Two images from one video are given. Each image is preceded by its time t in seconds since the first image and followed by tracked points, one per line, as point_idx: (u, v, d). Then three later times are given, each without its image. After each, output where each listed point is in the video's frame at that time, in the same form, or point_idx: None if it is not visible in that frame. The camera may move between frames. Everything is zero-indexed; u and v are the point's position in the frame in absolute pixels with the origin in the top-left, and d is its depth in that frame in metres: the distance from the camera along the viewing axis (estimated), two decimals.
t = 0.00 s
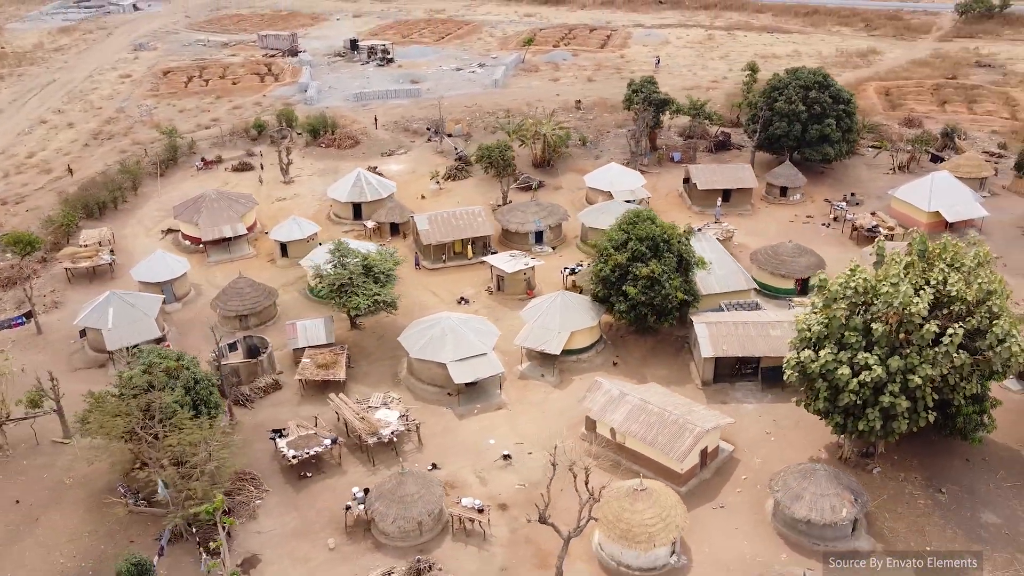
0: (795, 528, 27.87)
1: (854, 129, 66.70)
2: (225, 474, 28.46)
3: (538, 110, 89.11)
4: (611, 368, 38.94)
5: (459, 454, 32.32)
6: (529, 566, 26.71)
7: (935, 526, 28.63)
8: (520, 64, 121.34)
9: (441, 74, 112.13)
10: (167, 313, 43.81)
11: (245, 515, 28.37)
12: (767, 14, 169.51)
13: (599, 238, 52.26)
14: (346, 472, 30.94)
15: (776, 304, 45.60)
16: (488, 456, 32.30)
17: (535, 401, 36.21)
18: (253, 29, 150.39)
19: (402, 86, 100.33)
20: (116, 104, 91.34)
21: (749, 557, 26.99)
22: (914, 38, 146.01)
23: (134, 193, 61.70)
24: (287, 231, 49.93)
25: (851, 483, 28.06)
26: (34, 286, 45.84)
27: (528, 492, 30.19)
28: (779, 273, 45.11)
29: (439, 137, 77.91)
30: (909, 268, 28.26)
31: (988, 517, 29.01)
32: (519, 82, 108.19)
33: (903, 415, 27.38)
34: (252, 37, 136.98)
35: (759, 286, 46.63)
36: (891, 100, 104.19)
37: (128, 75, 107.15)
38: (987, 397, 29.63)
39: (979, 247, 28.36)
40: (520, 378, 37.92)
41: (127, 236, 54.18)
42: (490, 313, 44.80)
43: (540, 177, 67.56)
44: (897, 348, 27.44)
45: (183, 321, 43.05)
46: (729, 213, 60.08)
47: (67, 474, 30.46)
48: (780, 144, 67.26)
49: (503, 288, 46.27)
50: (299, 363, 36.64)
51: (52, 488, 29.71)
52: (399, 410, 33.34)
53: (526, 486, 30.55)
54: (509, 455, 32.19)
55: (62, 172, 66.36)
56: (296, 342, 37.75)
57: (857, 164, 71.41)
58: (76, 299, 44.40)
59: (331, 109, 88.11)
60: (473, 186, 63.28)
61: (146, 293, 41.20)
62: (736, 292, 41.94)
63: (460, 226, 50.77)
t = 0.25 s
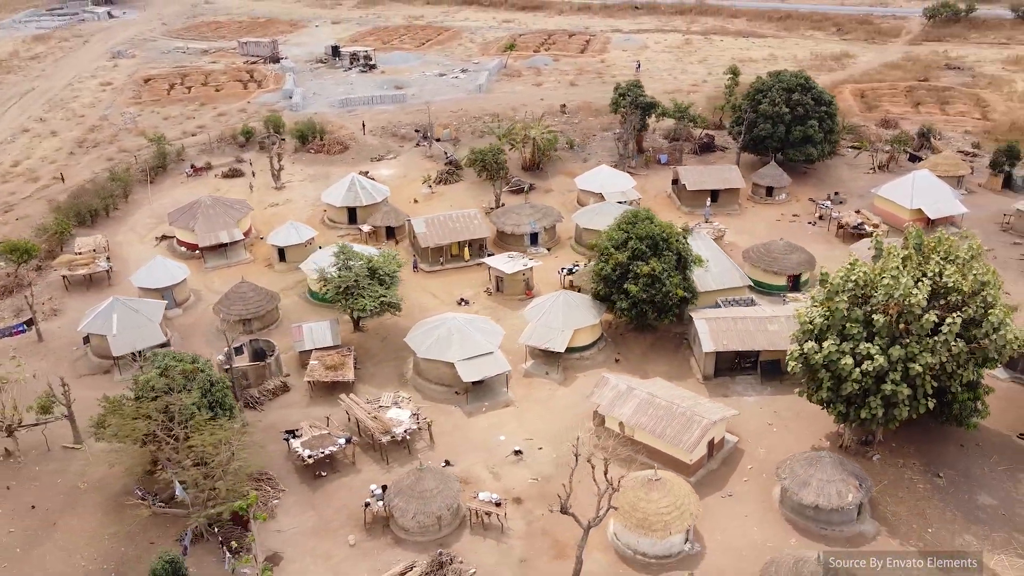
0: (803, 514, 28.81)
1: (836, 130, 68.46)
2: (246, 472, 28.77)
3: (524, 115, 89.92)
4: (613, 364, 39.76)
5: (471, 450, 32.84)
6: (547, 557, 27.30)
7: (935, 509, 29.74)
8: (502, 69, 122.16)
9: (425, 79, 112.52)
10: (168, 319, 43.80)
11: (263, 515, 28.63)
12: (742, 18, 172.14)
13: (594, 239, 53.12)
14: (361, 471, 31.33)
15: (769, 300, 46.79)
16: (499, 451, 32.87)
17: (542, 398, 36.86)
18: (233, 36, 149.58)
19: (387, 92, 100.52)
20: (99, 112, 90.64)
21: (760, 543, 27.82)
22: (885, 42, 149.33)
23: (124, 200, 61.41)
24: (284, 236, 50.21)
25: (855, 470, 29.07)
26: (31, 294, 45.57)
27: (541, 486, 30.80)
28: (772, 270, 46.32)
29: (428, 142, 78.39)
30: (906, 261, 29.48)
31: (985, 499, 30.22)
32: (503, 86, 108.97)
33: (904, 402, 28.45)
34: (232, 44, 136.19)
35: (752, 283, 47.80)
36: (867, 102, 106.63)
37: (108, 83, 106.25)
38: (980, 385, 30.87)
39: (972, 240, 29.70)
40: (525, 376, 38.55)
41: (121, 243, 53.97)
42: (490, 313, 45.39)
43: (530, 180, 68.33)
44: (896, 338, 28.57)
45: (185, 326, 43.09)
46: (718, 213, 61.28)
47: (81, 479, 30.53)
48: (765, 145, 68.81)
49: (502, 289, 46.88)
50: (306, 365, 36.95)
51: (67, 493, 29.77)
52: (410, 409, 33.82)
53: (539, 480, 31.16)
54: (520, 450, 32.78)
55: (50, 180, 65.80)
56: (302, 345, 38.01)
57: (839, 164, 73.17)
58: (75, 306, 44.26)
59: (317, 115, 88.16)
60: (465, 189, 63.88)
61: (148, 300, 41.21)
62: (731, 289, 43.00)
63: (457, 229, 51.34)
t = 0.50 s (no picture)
0: (810, 501, 29.75)
1: (818, 132, 70.16)
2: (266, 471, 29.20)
3: (511, 119, 90.69)
4: (615, 361, 40.58)
5: (482, 447, 33.40)
6: (564, 548, 27.92)
7: (935, 493, 30.87)
8: (485, 75, 122.93)
9: (409, 85, 112.92)
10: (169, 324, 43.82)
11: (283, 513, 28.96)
12: (718, 23, 174.76)
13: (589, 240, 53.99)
14: (376, 469, 31.77)
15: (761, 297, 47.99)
16: (510, 448, 33.47)
17: (548, 395, 37.54)
18: (212, 44, 148.70)
19: (373, 98, 100.69)
20: (83, 120, 89.92)
21: (769, 529, 28.69)
22: (858, 46, 152.58)
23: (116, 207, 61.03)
24: (282, 240, 50.39)
25: (858, 457, 30.08)
26: (29, 301, 45.33)
27: (554, 480, 31.46)
28: (765, 267, 47.50)
29: (417, 147, 78.81)
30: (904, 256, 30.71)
31: (981, 482, 31.42)
32: (487, 92, 109.72)
33: (904, 391, 29.51)
34: (213, 52, 135.41)
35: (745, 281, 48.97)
36: (844, 104, 108.93)
37: (90, 91, 105.30)
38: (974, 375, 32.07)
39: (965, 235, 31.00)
40: (530, 374, 39.22)
41: (116, 250, 53.77)
42: (492, 313, 46.01)
43: (521, 183, 69.07)
44: (896, 329, 29.68)
45: (188, 332, 43.15)
46: (707, 214, 62.49)
47: (96, 483, 30.65)
48: (750, 146, 70.32)
49: (501, 290, 47.51)
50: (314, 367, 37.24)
51: (83, 497, 29.91)
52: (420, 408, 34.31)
53: (551, 474, 31.81)
54: (530, 446, 33.42)
55: (38, 189, 65.27)
56: (308, 347, 38.28)
57: (821, 165, 74.86)
58: (75, 313, 44.15)
59: (304, 121, 88.16)
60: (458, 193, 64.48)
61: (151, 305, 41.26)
62: (727, 287, 44.04)
63: (454, 232, 51.90)
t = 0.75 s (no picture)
0: (816, 488, 30.71)
1: (802, 134, 71.83)
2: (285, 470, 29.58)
3: (498, 124, 91.45)
4: (617, 358, 41.39)
5: (493, 443, 33.98)
6: (581, 539, 28.56)
7: (932, 478, 32.02)
8: (468, 80, 123.58)
9: (393, 90, 113.23)
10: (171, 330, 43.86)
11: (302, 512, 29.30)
12: (694, 28, 177.12)
13: (584, 241, 54.84)
14: (390, 467, 32.21)
15: (754, 294, 49.16)
16: (521, 443, 34.09)
17: (554, 392, 38.23)
18: (191, 51, 147.59)
19: (358, 104, 100.75)
20: (66, 128, 89.08)
21: (778, 516, 29.59)
22: (831, 50, 155.63)
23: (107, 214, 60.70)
24: (280, 245, 50.59)
25: (860, 445, 31.12)
26: (27, 308, 45.08)
27: (566, 474, 32.14)
28: (757, 265, 48.67)
29: (407, 152, 79.23)
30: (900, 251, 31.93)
31: (976, 467, 32.67)
32: (472, 97, 110.35)
33: (903, 380, 30.65)
34: (193, 59, 134.49)
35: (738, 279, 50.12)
36: (822, 107, 111.19)
37: (71, 99, 104.28)
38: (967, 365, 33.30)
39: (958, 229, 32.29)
40: (535, 372, 39.88)
41: (112, 257, 53.55)
42: (492, 314, 46.63)
43: (512, 186, 69.79)
44: (895, 321, 30.84)
45: (191, 337, 43.23)
46: (696, 215, 63.70)
47: (111, 487, 30.76)
48: (736, 148, 71.75)
49: (501, 291, 48.15)
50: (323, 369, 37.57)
51: (100, 501, 30.02)
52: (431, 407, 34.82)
53: (563, 469, 32.48)
54: (540, 442, 34.07)
55: (26, 197, 64.69)
56: (316, 350, 38.61)
57: (804, 167, 76.54)
58: (76, 320, 44.02)
59: (291, 127, 88.15)
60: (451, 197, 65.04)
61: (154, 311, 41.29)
62: (723, 284, 45.09)
63: (451, 235, 52.46)
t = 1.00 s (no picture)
0: (820, 477, 31.71)
1: (785, 136, 73.42)
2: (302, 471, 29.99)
3: (485, 129, 92.16)
4: (618, 356, 42.22)
5: (504, 441, 34.57)
6: (596, 530, 29.23)
7: (930, 465, 33.19)
8: (452, 86, 124.20)
9: (379, 97, 113.53)
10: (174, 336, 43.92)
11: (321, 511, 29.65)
12: (672, 34, 179.35)
13: (579, 242, 55.70)
14: (404, 465, 32.67)
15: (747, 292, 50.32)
16: (531, 440, 34.72)
17: (559, 390, 38.92)
18: (170, 59, 146.61)
19: (344, 110, 101.04)
20: (50, 137, 88.29)
21: (786, 504, 30.51)
22: (806, 54, 158.48)
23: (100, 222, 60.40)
24: (279, 250, 50.81)
25: (862, 434, 32.17)
26: (26, 317, 44.89)
27: (577, 468, 32.82)
28: (750, 263, 49.82)
29: (396, 157, 79.63)
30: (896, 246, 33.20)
31: (971, 453, 33.90)
32: (457, 103, 110.95)
33: (902, 371, 31.80)
34: (174, 67, 133.70)
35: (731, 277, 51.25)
36: (800, 110, 113.34)
37: (53, 107, 103.32)
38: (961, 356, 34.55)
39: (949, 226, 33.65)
40: (540, 371, 40.55)
41: (108, 264, 53.39)
42: (493, 315, 47.24)
43: (504, 190, 70.51)
44: (892, 314, 32.02)
45: (194, 342, 43.34)
46: (686, 216, 64.87)
47: (128, 491, 30.90)
48: (722, 151, 73.15)
49: (500, 292, 48.80)
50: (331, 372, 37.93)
51: (117, 505, 30.16)
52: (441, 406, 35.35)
53: (573, 463, 33.16)
54: (550, 438, 34.74)
55: (15, 206, 64.14)
56: (323, 352, 38.93)
57: (788, 168, 78.17)
58: (77, 327, 43.93)
59: (279, 134, 88.18)
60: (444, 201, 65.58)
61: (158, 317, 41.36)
62: (719, 282, 46.14)
63: (449, 238, 53.03)
